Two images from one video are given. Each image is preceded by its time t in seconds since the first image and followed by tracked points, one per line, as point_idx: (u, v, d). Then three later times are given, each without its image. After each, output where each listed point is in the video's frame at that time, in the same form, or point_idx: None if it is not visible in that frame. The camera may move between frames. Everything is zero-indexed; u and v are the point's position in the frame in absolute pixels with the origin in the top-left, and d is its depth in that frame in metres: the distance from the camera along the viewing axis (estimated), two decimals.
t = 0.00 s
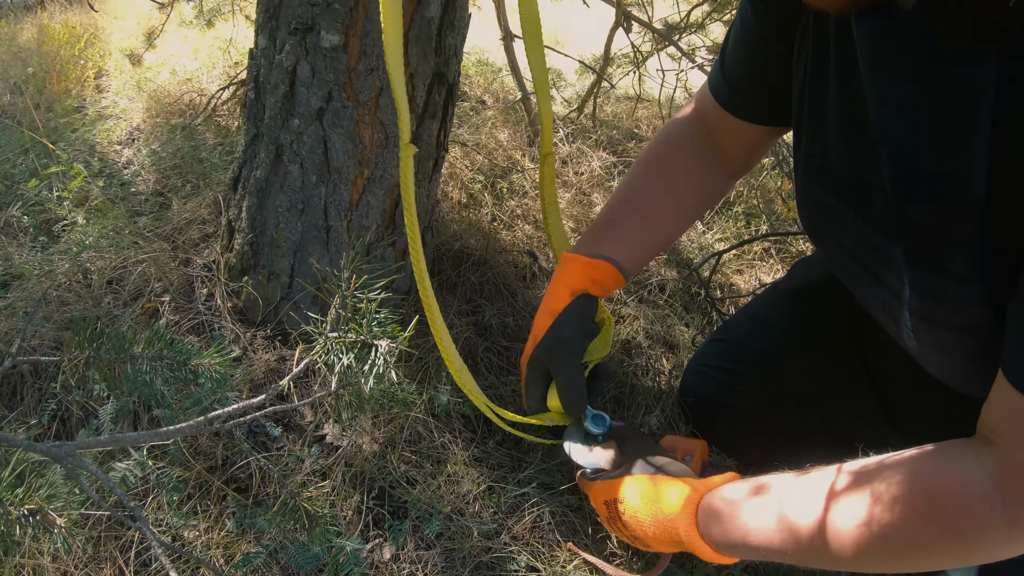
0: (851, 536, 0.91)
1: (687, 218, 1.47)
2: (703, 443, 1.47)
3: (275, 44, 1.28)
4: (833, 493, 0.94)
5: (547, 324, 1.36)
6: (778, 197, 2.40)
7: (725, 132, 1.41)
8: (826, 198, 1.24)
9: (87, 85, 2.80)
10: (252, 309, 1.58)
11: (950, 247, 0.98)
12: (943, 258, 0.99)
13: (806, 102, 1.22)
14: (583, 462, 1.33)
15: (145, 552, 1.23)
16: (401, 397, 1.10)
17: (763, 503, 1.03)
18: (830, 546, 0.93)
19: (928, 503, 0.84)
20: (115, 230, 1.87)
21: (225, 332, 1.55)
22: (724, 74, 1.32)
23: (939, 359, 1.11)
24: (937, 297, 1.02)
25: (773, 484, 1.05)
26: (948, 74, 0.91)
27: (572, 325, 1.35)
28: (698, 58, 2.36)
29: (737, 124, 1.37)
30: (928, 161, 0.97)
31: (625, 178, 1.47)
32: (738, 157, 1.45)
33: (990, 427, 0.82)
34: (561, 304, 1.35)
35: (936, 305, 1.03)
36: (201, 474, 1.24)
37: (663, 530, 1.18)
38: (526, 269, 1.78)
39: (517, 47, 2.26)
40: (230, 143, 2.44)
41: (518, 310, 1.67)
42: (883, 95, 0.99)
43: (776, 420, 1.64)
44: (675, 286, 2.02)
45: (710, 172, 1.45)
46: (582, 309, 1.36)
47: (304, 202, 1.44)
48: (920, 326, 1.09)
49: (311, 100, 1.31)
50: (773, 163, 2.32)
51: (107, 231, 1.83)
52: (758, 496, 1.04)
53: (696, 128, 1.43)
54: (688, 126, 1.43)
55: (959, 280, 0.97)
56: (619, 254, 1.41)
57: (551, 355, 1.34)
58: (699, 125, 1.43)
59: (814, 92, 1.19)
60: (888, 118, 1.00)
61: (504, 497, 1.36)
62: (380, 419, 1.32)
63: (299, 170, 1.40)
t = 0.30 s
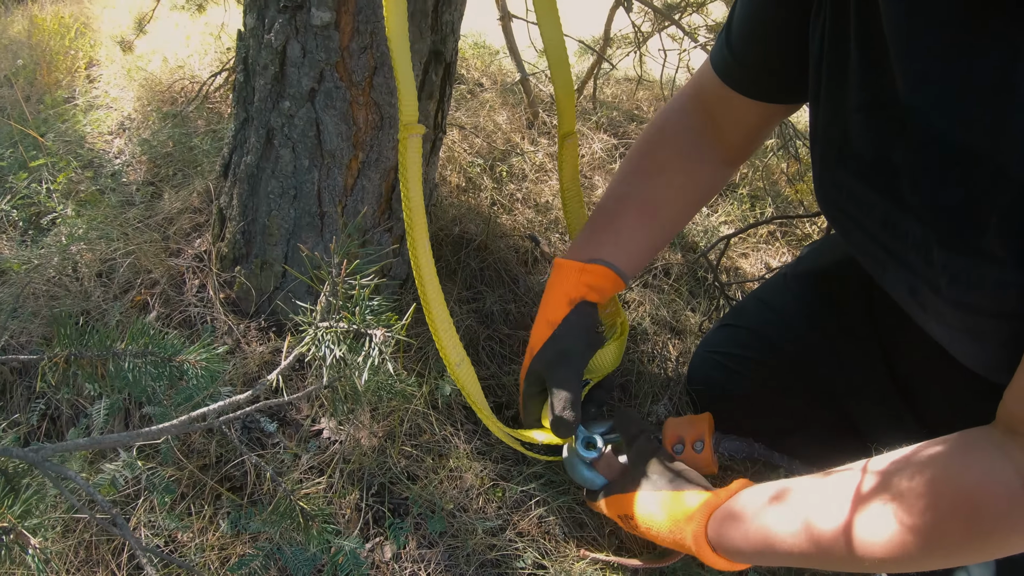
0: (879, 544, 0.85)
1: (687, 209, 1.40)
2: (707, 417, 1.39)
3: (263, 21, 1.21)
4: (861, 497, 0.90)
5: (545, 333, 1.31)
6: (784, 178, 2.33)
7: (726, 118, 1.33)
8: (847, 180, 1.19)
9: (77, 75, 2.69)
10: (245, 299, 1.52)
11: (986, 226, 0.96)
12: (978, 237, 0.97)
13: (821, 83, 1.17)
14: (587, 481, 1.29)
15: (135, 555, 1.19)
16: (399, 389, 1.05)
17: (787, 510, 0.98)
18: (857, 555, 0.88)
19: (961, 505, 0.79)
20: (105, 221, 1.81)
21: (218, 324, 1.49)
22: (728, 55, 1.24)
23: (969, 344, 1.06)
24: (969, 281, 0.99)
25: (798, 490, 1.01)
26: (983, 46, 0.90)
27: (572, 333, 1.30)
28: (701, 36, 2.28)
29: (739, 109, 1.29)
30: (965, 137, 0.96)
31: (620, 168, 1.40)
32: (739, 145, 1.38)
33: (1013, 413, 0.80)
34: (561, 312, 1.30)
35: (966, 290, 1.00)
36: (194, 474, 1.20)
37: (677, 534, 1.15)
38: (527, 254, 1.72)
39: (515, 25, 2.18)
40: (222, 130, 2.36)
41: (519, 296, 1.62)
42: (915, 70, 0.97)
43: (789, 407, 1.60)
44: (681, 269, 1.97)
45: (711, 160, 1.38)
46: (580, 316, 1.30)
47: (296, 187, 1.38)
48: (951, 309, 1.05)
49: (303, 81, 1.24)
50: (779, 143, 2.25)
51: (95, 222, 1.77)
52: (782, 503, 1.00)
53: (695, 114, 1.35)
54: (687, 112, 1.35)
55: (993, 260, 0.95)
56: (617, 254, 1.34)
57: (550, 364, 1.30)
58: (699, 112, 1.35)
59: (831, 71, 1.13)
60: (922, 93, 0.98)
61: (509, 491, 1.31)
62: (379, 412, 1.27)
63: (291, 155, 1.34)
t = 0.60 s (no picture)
0: (895, 531, 0.84)
1: (687, 191, 1.39)
2: (703, 409, 1.38)
3: (255, 4, 1.18)
4: (871, 491, 0.88)
5: (558, 317, 1.26)
6: (784, 165, 2.31)
7: (725, 97, 1.31)
8: (852, 166, 1.16)
9: (74, 67, 2.60)
10: (239, 288, 1.50)
11: (988, 210, 0.93)
12: (980, 223, 0.94)
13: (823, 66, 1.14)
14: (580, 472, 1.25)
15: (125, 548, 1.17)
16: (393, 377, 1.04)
17: (795, 503, 0.97)
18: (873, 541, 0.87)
19: (970, 488, 0.79)
20: (100, 211, 1.77)
21: (212, 313, 1.47)
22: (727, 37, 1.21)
23: (974, 329, 1.02)
24: (974, 267, 0.96)
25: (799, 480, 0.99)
26: (984, 27, 0.88)
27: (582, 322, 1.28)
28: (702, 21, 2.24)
29: (738, 90, 1.27)
30: (965, 119, 0.92)
31: (622, 149, 1.38)
32: (738, 124, 1.35)
33: (1012, 397, 0.79)
34: (577, 300, 1.27)
35: (972, 274, 0.96)
36: (187, 465, 1.18)
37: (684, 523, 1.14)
38: (525, 241, 1.70)
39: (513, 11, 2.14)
40: (218, 118, 2.31)
41: (517, 284, 1.60)
42: (915, 51, 0.95)
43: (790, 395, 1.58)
44: (681, 257, 1.95)
45: (711, 140, 1.36)
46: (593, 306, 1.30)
47: (290, 173, 1.35)
48: (956, 293, 1.00)
49: (295, 65, 1.22)
50: (780, 130, 2.22)
51: (90, 212, 1.75)
52: (786, 496, 0.98)
53: (694, 94, 1.32)
54: (686, 92, 1.33)
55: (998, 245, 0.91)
56: (624, 236, 1.34)
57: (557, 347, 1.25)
58: (698, 91, 1.32)
59: (832, 55, 1.11)
60: (922, 75, 0.96)
61: (506, 481, 1.30)
62: (374, 401, 1.26)
63: (284, 141, 1.31)
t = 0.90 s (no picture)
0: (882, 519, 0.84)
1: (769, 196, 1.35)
2: (681, 403, 1.33)
3: None
4: (861, 477, 0.88)
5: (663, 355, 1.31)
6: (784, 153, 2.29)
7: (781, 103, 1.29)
8: (847, 155, 1.15)
9: (73, 60, 2.56)
10: (236, 278, 1.49)
11: (981, 201, 0.91)
12: (974, 213, 0.93)
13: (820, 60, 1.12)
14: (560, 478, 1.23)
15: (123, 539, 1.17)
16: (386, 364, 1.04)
17: (786, 491, 0.96)
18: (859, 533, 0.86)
19: (958, 478, 0.78)
20: (98, 204, 1.76)
21: (209, 304, 1.47)
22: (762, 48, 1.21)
23: (967, 320, 1.03)
24: (966, 256, 0.95)
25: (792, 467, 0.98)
26: (983, 26, 0.85)
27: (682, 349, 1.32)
28: (702, 8, 2.22)
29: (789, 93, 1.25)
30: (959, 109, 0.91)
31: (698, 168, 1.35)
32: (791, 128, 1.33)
33: (998, 390, 0.77)
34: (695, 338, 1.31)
35: (963, 267, 0.96)
36: (184, 455, 1.19)
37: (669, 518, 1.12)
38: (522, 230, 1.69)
39: None
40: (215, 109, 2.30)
41: (515, 272, 1.59)
42: (911, 49, 0.93)
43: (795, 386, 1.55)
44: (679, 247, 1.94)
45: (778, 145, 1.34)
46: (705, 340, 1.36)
47: (285, 163, 1.34)
48: (949, 284, 1.01)
49: (289, 54, 1.21)
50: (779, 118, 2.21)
51: (88, 205, 1.74)
52: (778, 483, 0.98)
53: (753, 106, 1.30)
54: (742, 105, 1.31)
55: (990, 238, 0.91)
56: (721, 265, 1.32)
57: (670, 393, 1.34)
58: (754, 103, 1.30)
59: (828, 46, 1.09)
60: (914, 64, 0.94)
61: (502, 470, 1.30)
62: (370, 389, 1.26)
63: (279, 131, 1.31)
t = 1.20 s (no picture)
0: (875, 494, 0.81)
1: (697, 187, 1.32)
2: (680, 386, 1.24)
3: None
4: (859, 453, 0.85)
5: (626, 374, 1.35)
6: (784, 138, 2.27)
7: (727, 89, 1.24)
8: (843, 133, 1.13)
9: (72, 50, 2.47)
10: (234, 260, 1.47)
11: (994, 167, 0.93)
12: (986, 178, 0.95)
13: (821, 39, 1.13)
14: (552, 463, 1.22)
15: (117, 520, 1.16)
16: (383, 342, 1.03)
17: (784, 467, 0.94)
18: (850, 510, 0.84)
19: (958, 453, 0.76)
20: (97, 188, 1.74)
21: (207, 286, 1.46)
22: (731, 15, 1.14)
23: (973, 294, 1.04)
24: (978, 225, 0.97)
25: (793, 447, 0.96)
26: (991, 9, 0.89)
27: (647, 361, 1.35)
28: None
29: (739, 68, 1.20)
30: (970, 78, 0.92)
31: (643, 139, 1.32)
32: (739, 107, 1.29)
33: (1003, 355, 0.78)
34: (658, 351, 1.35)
35: (974, 237, 0.98)
36: (181, 435, 1.18)
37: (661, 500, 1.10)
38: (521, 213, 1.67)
39: None
40: (212, 93, 2.27)
41: (514, 254, 1.58)
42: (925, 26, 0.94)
43: (792, 367, 1.55)
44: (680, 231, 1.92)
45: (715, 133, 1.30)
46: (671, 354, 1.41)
47: (283, 143, 1.32)
48: (958, 256, 1.02)
49: (285, 33, 1.19)
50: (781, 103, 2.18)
51: (87, 189, 1.72)
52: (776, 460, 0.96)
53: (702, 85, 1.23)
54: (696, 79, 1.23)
55: (1003, 204, 0.94)
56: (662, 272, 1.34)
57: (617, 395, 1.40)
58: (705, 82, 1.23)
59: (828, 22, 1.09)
60: (923, 34, 0.95)
61: (500, 452, 1.29)
62: (366, 368, 1.25)
63: (276, 111, 1.29)
